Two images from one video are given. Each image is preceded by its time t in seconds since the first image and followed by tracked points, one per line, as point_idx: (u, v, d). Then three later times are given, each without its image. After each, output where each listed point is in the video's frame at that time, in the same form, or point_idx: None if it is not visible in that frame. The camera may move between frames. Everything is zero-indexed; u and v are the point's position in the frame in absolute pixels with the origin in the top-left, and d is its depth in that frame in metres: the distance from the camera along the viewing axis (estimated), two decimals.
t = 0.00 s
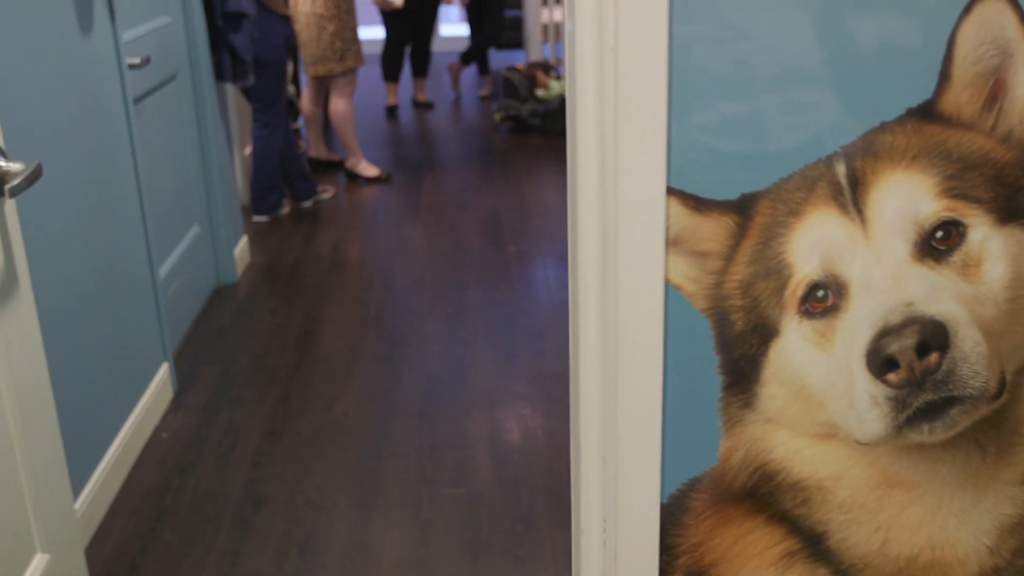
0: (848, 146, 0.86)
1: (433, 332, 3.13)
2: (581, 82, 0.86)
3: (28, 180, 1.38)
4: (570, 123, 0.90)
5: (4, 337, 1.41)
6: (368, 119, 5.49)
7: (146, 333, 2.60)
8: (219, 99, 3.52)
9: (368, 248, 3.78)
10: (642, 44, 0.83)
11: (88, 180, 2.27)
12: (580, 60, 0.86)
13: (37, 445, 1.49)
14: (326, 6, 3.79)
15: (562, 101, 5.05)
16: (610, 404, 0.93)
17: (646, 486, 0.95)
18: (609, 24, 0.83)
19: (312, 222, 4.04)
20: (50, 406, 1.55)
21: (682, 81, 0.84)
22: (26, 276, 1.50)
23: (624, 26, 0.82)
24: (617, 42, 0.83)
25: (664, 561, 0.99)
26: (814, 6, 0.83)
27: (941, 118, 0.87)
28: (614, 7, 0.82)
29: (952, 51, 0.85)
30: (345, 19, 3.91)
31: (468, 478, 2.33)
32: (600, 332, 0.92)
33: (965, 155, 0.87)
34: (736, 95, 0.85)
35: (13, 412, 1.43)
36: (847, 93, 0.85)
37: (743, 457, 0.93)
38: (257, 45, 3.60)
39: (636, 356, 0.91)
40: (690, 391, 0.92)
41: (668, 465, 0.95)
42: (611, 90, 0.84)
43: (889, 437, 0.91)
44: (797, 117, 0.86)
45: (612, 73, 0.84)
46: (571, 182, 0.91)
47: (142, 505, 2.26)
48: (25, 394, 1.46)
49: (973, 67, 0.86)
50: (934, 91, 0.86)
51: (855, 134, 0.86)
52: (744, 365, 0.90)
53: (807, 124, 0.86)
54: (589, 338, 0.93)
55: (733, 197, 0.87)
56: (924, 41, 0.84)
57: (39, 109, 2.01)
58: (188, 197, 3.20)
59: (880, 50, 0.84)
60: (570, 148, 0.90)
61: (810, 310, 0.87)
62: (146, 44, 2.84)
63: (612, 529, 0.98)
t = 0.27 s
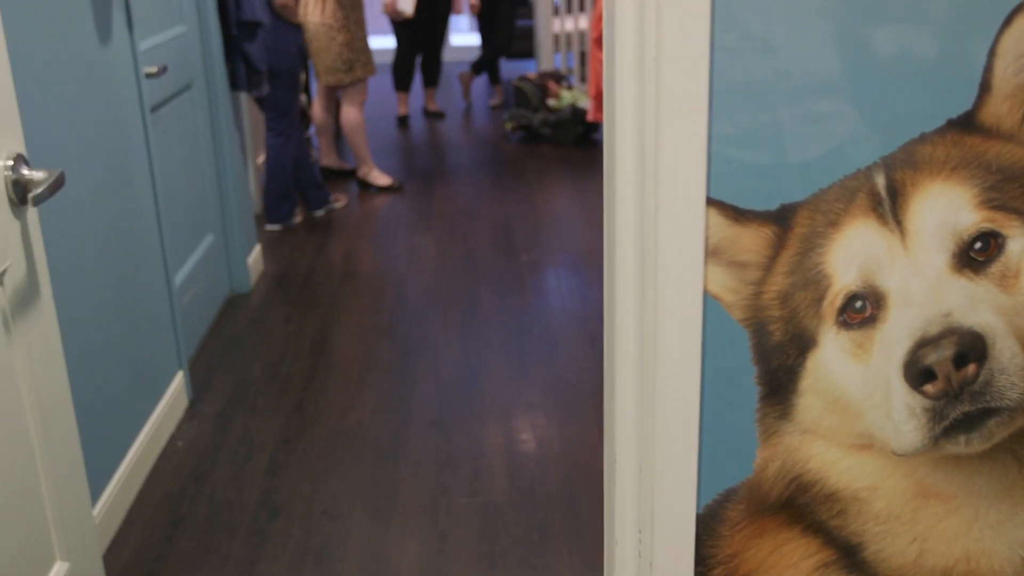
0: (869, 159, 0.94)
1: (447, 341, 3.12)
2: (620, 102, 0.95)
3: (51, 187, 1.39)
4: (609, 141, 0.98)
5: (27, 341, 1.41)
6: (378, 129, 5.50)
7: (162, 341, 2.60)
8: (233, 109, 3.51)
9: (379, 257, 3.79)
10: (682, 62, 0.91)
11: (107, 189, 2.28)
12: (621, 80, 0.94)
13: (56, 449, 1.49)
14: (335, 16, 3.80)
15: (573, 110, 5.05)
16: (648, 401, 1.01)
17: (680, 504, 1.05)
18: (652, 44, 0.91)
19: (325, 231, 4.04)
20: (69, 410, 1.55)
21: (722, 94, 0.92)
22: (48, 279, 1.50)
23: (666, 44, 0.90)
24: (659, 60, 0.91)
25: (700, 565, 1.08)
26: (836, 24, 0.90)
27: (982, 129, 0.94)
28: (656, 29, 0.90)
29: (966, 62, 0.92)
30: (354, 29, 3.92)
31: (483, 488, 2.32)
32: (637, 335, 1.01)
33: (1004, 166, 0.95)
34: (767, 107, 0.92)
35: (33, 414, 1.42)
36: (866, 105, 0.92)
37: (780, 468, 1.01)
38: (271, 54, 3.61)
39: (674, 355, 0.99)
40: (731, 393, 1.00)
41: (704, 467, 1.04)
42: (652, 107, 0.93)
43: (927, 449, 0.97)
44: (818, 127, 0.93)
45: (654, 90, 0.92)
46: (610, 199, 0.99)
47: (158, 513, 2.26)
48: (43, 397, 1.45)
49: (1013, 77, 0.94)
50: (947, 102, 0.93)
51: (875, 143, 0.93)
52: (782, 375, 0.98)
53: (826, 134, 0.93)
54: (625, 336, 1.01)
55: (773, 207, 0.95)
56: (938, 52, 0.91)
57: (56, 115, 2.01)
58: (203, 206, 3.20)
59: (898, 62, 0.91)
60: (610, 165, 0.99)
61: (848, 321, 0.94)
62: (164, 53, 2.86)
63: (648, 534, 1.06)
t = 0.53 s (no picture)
0: (894, 179, 0.99)
1: (457, 356, 3.12)
2: (655, 117, 1.00)
3: (72, 204, 1.40)
4: (643, 155, 1.04)
5: (47, 356, 1.41)
6: (385, 145, 5.50)
7: (174, 355, 2.59)
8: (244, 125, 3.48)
9: (386, 273, 3.77)
10: (718, 82, 0.95)
11: (122, 203, 2.29)
12: (656, 96, 1.00)
13: (75, 463, 1.49)
14: (337, 36, 3.81)
15: (580, 127, 5.06)
16: (680, 412, 1.06)
17: (714, 512, 1.08)
18: (688, 63, 0.95)
19: (335, 246, 4.04)
20: (86, 423, 1.54)
21: (754, 112, 0.97)
22: (67, 292, 1.50)
23: (702, 64, 0.95)
24: (695, 78, 0.95)
25: None
26: (854, 39, 0.95)
27: (1015, 147, 1.00)
28: (691, 47, 0.95)
29: (973, 79, 0.97)
30: (354, 47, 3.92)
31: (496, 504, 2.31)
32: (668, 344, 1.05)
33: None
34: (792, 125, 0.97)
35: (52, 430, 1.42)
36: (879, 122, 0.97)
37: (813, 484, 1.06)
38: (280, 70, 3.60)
39: (706, 367, 1.03)
40: (765, 406, 1.05)
41: (736, 483, 1.08)
42: (687, 123, 0.97)
43: (959, 467, 1.04)
44: (831, 146, 0.98)
45: (689, 108, 0.96)
46: (643, 211, 1.04)
47: (173, 525, 2.25)
48: (61, 412, 1.45)
49: None
50: (955, 115, 0.98)
51: (887, 159, 0.99)
52: (815, 392, 1.03)
53: (839, 155, 0.98)
54: (657, 341, 1.06)
55: (807, 225, 1.00)
56: (948, 70, 0.96)
57: (72, 128, 2.01)
58: (214, 221, 3.20)
59: (913, 79, 0.96)
60: (643, 179, 1.04)
61: (881, 338, 1.01)
62: (180, 69, 2.87)
63: (681, 553, 1.11)
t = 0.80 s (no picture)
0: (921, 207, 1.02)
1: (460, 378, 3.10)
2: (682, 144, 1.02)
3: (88, 228, 1.41)
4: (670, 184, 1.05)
5: (62, 380, 1.41)
6: (385, 169, 5.51)
7: (180, 377, 2.58)
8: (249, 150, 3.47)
9: (388, 295, 3.77)
10: (746, 109, 0.97)
11: (131, 226, 2.29)
12: (683, 126, 1.02)
13: (88, 487, 1.48)
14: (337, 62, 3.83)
15: (581, 151, 5.08)
16: (707, 441, 1.07)
17: (742, 548, 1.11)
18: (716, 91, 0.97)
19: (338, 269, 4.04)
20: (99, 447, 1.54)
21: (782, 140, 0.99)
22: (81, 317, 1.50)
23: (729, 92, 0.97)
24: (722, 106, 0.97)
25: None
26: (858, 64, 0.98)
27: None
28: (719, 76, 0.97)
29: (972, 101, 1.00)
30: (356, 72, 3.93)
31: (503, 529, 2.30)
32: (695, 372, 1.07)
33: None
34: (815, 149, 1.00)
35: (66, 454, 1.41)
36: (887, 147, 1.00)
37: (840, 513, 1.10)
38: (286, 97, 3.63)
39: (736, 395, 1.05)
40: (791, 433, 1.08)
41: (763, 512, 1.10)
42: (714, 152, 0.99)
43: (986, 496, 1.07)
44: (843, 167, 1.01)
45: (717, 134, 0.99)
46: (670, 239, 1.06)
47: (180, 550, 2.24)
48: (75, 436, 1.44)
49: None
50: (953, 143, 1.01)
51: (892, 183, 1.01)
52: (843, 421, 1.06)
53: (849, 177, 1.01)
54: (684, 369, 1.07)
55: (834, 252, 1.02)
56: (948, 91, 0.99)
57: (84, 151, 2.02)
58: (220, 245, 3.19)
59: (920, 103, 0.99)
60: (670, 208, 1.06)
61: (909, 366, 1.03)
62: (188, 94, 2.88)
63: None
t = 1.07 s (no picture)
0: (943, 248, 1.03)
1: (469, 414, 3.08)
2: (710, 184, 1.03)
3: (103, 265, 1.41)
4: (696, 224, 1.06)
5: (72, 416, 1.40)
6: (394, 204, 5.54)
7: (188, 411, 2.58)
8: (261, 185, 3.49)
9: (397, 330, 3.77)
10: (774, 146, 0.99)
11: (144, 261, 2.29)
12: (711, 162, 1.03)
13: (93, 523, 1.47)
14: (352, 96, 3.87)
15: (590, 186, 5.11)
16: (731, 474, 1.08)
17: None
18: (745, 129, 0.99)
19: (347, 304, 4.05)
20: (106, 482, 1.53)
21: (815, 179, 1.00)
22: (92, 353, 1.50)
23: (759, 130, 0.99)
24: (752, 144, 0.99)
25: None
26: (868, 102, 0.99)
27: None
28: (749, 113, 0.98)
29: (981, 138, 1.00)
30: (369, 107, 3.98)
31: (510, 568, 2.27)
32: (721, 411, 1.07)
33: None
34: (834, 188, 1.01)
35: (74, 491, 1.40)
36: (899, 186, 1.01)
37: (861, 553, 1.10)
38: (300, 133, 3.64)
39: (760, 428, 1.05)
40: (813, 471, 1.08)
41: (786, 549, 1.10)
42: (742, 190, 1.01)
43: (1007, 536, 1.06)
44: (853, 202, 1.01)
45: (746, 173, 1.00)
46: (695, 275, 1.07)
47: None
48: (83, 471, 1.43)
49: None
50: (961, 183, 1.02)
51: (905, 220, 1.02)
52: (865, 460, 1.07)
53: (864, 212, 1.02)
54: (709, 402, 1.08)
55: (859, 292, 1.03)
56: (957, 129, 1.00)
57: (99, 186, 2.03)
58: (230, 280, 3.19)
59: (926, 145, 1.01)
60: (696, 247, 1.07)
61: (931, 406, 1.04)
62: (203, 130, 2.90)
63: None
